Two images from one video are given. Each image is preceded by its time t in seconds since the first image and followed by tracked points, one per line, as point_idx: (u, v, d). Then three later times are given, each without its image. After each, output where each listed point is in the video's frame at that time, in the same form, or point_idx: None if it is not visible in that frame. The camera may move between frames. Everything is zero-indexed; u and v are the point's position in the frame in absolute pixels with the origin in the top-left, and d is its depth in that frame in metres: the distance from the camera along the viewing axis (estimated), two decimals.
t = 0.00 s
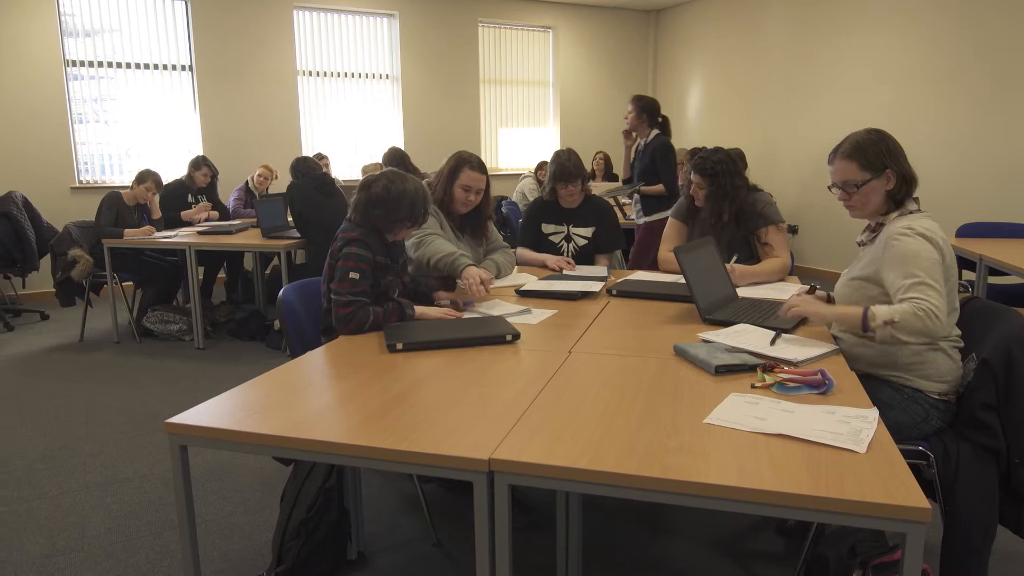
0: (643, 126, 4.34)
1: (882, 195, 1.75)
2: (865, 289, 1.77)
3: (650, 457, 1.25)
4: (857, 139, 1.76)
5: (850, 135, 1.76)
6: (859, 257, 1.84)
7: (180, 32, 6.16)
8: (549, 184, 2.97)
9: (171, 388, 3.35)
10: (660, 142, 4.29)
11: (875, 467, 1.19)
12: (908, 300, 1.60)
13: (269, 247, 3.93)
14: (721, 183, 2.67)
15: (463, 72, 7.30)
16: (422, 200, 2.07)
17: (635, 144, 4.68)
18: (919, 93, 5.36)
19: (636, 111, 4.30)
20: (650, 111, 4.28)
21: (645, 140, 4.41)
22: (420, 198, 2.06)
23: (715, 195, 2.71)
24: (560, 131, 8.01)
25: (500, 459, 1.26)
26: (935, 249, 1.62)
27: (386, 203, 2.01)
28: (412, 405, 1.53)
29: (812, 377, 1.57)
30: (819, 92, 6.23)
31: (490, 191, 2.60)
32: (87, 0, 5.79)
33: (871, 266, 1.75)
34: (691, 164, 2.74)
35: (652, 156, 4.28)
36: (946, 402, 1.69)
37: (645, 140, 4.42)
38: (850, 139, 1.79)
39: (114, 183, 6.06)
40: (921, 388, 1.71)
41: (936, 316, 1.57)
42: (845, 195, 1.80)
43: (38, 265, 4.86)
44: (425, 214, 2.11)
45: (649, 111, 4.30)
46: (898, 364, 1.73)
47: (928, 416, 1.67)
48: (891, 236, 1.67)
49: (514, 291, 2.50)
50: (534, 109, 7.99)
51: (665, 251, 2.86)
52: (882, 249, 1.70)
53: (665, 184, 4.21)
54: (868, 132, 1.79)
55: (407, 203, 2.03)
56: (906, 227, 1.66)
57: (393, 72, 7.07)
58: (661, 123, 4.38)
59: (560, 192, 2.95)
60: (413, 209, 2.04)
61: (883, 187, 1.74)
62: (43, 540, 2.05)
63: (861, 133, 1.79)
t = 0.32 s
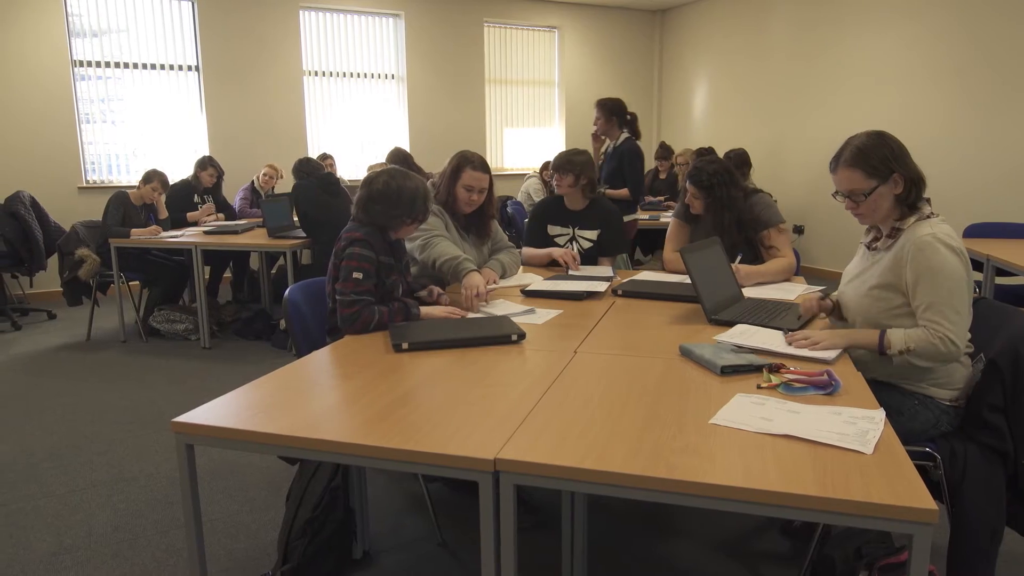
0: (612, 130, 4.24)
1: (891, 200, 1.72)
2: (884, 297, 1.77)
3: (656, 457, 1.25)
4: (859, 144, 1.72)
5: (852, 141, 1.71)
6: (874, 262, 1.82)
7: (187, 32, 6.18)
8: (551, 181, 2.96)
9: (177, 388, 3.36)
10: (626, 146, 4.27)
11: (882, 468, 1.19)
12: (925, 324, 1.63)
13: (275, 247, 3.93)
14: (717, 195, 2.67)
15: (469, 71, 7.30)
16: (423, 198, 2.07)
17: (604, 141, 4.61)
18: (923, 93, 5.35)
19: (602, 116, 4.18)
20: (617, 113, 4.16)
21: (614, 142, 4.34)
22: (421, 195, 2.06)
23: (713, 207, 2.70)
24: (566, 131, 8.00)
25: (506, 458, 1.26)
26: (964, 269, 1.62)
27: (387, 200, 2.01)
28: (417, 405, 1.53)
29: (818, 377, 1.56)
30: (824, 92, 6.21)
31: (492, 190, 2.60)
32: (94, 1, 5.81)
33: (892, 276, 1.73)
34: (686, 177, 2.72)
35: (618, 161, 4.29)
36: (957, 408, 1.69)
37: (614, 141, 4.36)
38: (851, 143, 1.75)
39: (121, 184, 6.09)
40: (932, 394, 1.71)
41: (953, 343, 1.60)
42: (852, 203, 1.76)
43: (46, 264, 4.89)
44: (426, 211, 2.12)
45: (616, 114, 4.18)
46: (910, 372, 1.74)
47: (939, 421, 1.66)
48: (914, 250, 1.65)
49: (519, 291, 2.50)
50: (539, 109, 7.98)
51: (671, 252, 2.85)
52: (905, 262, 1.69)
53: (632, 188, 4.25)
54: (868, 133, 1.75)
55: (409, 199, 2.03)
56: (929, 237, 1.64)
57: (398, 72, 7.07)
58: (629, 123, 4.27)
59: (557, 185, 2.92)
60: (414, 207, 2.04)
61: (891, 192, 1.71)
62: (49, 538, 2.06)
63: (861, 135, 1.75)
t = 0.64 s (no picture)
0: (588, 127, 4.12)
1: (903, 211, 1.69)
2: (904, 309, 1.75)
3: (668, 458, 1.24)
4: (857, 162, 1.69)
5: (849, 161, 1.69)
6: (894, 273, 1.79)
7: (201, 33, 6.23)
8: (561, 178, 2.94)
9: (190, 386, 3.38)
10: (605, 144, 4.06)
11: (897, 471, 1.18)
12: (941, 333, 1.60)
13: (287, 246, 3.94)
14: (718, 202, 2.66)
15: (481, 71, 7.31)
16: (439, 198, 2.07)
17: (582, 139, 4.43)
18: (937, 93, 5.30)
19: (580, 114, 4.08)
20: (593, 110, 4.06)
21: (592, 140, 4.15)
22: (437, 195, 2.06)
23: (713, 214, 2.69)
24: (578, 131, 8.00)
25: (519, 458, 1.26)
26: (987, 278, 1.59)
27: (404, 199, 2.01)
28: (430, 404, 1.53)
29: (832, 379, 1.55)
30: (837, 91, 6.18)
31: (505, 189, 2.60)
32: (109, 3, 5.86)
33: (915, 287, 1.71)
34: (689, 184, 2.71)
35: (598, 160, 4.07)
36: (976, 413, 1.67)
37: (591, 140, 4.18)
38: (850, 159, 1.72)
39: (136, 183, 6.14)
40: (952, 401, 1.69)
41: (966, 356, 1.57)
42: (864, 220, 1.74)
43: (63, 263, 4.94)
44: (441, 212, 2.12)
45: (592, 111, 4.07)
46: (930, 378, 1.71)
47: (956, 426, 1.66)
48: (934, 260, 1.63)
49: (531, 291, 2.50)
50: (551, 109, 7.97)
51: (682, 252, 2.84)
52: (926, 272, 1.67)
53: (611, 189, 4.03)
54: (865, 147, 1.72)
55: (424, 199, 2.03)
56: (954, 246, 1.62)
57: (411, 73, 7.09)
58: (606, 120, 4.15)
59: (567, 179, 2.90)
60: (430, 206, 2.04)
61: (902, 203, 1.69)
62: (67, 534, 2.08)
63: (859, 149, 1.72)
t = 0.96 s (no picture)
0: (573, 128, 4.32)
1: (928, 219, 1.67)
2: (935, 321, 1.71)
3: (697, 461, 1.23)
4: (877, 172, 1.68)
5: (868, 171, 1.67)
6: (923, 281, 1.76)
7: (231, 35, 6.31)
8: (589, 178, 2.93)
9: (219, 383, 3.43)
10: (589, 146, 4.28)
11: (931, 477, 1.15)
12: (982, 343, 1.55)
13: (315, 246, 3.98)
14: (742, 206, 2.63)
15: (506, 71, 7.31)
16: (474, 203, 2.07)
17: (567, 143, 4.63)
18: (969, 91, 5.19)
19: (565, 115, 4.28)
20: (579, 113, 4.27)
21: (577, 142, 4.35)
22: (472, 200, 2.06)
23: (737, 217, 2.65)
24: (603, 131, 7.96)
25: (546, 459, 1.26)
26: (1019, 287, 1.56)
27: (439, 202, 2.02)
28: (458, 404, 1.54)
29: (864, 382, 1.53)
30: (866, 90, 6.09)
31: (531, 190, 2.59)
32: (143, 6, 5.98)
33: (944, 297, 1.68)
34: (711, 187, 2.68)
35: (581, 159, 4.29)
36: (1011, 421, 1.65)
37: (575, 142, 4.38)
38: (870, 168, 1.71)
39: (167, 183, 6.24)
40: (988, 407, 1.65)
41: (1009, 365, 1.53)
42: (887, 230, 1.72)
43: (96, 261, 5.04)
44: (475, 216, 2.12)
45: (578, 114, 4.29)
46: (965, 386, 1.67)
47: (992, 433, 1.64)
48: (964, 270, 1.61)
49: (557, 291, 2.50)
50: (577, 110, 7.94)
51: (709, 253, 2.82)
52: (954, 282, 1.64)
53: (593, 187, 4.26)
54: (885, 155, 1.70)
55: (459, 201, 2.03)
56: (982, 255, 1.59)
57: (437, 73, 7.12)
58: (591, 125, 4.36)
59: (596, 182, 2.89)
60: (464, 211, 2.04)
61: (926, 211, 1.66)
62: (99, 527, 2.12)
63: (879, 158, 1.70)
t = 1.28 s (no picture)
0: (565, 128, 3.97)
1: (964, 223, 1.63)
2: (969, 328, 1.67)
3: (732, 467, 1.22)
4: (911, 175, 1.65)
5: (903, 173, 1.65)
6: (960, 288, 1.72)
7: (270, 39, 6.42)
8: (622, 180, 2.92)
9: (255, 381, 3.48)
10: (583, 145, 3.91)
11: (976, 487, 1.12)
12: (1008, 353, 1.53)
13: (349, 246, 4.02)
14: (780, 208, 2.59)
15: (539, 73, 7.31)
16: (516, 210, 2.07)
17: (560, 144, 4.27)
18: (1013, 91, 5.05)
19: (556, 114, 3.93)
20: (571, 111, 3.92)
21: (569, 142, 3.99)
22: (516, 207, 2.07)
23: (775, 220, 2.61)
24: (636, 133, 7.91)
25: (580, 462, 1.26)
26: None
27: (482, 207, 2.02)
28: (491, 405, 1.54)
29: (905, 390, 1.50)
30: (906, 91, 5.96)
31: (562, 192, 2.59)
32: (184, 11, 6.11)
33: (980, 302, 1.64)
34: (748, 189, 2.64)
35: (575, 160, 3.92)
36: None
37: (569, 142, 4.02)
38: (904, 171, 1.68)
39: (206, 184, 6.36)
40: None
41: None
42: (922, 234, 1.69)
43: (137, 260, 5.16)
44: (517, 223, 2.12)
45: (570, 112, 3.93)
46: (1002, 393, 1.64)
47: None
48: (1000, 275, 1.57)
49: (590, 293, 2.49)
50: (610, 111, 7.90)
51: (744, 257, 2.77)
52: (991, 289, 1.60)
53: (591, 189, 3.89)
54: (921, 158, 1.67)
55: (503, 208, 2.04)
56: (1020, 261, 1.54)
57: (470, 75, 7.16)
58: (585, 124, 3.99)
59: (627, 185, 2.87)
60: (507, 217, 2.05)
61: (962, 215, 1.63)
62: (139, 520, 2.17)
63: (914, 161, 1.68)
